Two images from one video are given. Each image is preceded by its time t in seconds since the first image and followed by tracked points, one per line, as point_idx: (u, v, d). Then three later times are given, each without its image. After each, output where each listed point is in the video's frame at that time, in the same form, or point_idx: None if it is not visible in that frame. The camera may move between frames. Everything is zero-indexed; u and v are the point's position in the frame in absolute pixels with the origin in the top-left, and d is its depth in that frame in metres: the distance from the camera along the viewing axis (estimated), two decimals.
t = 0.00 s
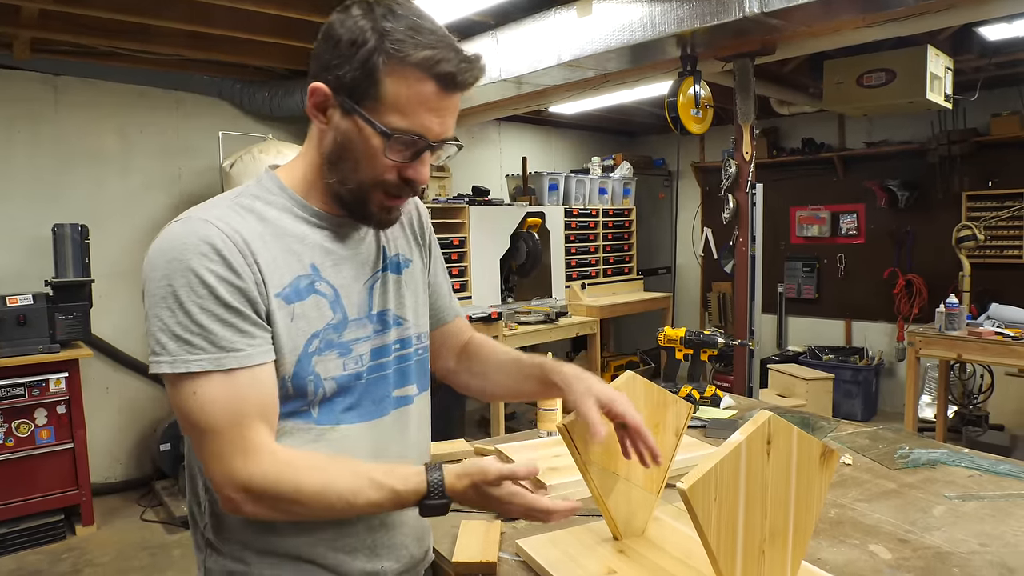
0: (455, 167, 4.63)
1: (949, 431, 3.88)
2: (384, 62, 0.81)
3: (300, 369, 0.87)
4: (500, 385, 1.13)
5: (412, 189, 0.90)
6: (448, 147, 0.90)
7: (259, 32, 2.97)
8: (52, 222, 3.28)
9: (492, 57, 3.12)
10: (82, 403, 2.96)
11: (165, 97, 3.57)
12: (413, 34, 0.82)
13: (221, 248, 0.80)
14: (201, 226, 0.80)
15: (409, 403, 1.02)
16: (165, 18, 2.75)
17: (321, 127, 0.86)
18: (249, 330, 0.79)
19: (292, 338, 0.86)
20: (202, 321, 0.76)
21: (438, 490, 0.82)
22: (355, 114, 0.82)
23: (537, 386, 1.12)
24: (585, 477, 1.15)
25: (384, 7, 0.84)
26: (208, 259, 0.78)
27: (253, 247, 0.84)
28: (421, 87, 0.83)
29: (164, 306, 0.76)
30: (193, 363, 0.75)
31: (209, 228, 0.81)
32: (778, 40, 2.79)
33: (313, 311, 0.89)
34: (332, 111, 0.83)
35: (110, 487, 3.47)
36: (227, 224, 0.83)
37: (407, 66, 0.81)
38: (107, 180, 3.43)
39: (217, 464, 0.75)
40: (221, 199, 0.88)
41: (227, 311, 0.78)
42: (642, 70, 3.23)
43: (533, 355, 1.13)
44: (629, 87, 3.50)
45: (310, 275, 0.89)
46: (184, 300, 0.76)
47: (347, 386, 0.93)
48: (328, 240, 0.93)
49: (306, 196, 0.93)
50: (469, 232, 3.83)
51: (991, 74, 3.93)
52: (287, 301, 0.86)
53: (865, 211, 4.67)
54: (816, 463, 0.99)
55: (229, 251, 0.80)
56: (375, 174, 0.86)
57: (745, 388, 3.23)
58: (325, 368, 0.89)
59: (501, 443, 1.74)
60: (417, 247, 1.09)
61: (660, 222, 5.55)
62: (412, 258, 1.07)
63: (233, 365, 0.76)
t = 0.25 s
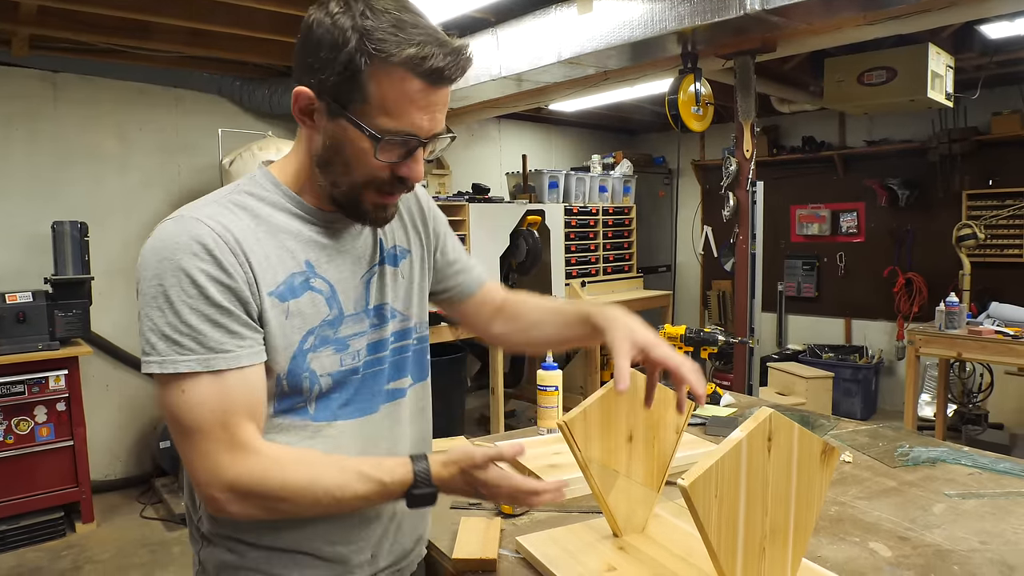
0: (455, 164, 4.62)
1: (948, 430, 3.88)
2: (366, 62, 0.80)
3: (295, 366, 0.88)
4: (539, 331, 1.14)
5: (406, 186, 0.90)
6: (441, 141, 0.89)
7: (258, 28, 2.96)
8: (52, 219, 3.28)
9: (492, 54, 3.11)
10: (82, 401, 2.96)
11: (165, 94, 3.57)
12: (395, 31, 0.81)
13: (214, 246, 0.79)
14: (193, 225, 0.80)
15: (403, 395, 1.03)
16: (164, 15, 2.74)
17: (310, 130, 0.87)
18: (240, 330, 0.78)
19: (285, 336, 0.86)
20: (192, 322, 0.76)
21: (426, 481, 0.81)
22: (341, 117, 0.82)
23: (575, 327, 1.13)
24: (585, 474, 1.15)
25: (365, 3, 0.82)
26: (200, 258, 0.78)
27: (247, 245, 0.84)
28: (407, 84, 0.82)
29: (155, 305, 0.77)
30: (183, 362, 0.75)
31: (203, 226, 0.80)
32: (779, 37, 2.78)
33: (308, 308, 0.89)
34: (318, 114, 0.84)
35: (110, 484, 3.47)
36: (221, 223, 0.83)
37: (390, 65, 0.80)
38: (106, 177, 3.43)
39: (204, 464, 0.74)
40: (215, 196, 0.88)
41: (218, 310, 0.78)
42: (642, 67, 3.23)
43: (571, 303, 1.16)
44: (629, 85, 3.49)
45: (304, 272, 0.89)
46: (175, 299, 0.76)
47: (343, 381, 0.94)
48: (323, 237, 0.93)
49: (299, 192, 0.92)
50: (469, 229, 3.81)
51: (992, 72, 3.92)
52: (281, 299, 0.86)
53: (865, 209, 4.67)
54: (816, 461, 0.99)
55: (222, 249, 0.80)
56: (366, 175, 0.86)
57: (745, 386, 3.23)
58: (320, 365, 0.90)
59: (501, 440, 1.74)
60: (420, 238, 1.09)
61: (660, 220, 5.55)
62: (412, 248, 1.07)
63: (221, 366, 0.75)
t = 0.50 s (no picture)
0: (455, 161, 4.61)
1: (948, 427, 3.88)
2: (368, 74, 0.79)
3: (280, 345, 0.88)
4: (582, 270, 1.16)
5: (411, 194, 0.90)
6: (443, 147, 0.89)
7: (257, 24, 2.95)
8: (51, 215, 3.27)
9: (493, 51, 3.11)
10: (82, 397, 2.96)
11: (165, 90, 3.56)
12: (396, 39, 0.80)
13: (210, 219, 0.80)
14: (194, 198, 0.81)
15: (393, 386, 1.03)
16: (163, 11, 2.73)
17: (310, 138, 0.87)
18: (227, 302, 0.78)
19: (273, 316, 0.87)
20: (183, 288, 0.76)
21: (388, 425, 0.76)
22: (342, 129, 0.82)
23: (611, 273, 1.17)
24: (586, 470, 1.15)
25: (363, 11, 0.81)
26: (196, 229, 0.79)
27: (244, 221, 0.85)
28: (409, 92, 0.80)
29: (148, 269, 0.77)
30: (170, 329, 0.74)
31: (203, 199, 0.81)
32: (780, 34, 2.77)
33: (300, 290, 0.90)
34: (320, 123, 0.83)
35: (110, 480, 3.47)
36: (221, 198, 0.84)
37: (390, 76, 0.79)
38: (106, 172, 3.42)
39: (171, 430, 0.71)
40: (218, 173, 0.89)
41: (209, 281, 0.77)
42: (642, 63, 3.22)
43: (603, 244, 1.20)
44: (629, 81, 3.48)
45: (297, 253, 0.90)
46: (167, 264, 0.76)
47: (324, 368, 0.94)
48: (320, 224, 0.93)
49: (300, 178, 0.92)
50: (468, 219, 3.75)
51: (993, 69, 3.92)
52: (271, 277, 0.86)
53: (865, 207, 4.66)
54: (818, 458, 0.99)
55: (219, 224, 0.81)
56: (370, 184, 0.86)
57: (745, 382, 3.23)
58: (304, 347, 0.91)
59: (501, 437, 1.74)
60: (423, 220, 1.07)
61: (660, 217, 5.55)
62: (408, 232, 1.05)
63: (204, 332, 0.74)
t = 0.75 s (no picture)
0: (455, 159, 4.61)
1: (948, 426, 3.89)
2: (366, 72, 0.78)
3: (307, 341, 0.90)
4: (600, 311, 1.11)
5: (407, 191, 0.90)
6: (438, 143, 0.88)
7: (257, 21, 2.94)
8: (51, 212, 3.27)
9: (493, 49, 3.10)
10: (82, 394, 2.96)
11: (164, 87, 3.55)
12: (396, 37, 0.80)
13: (234, 228, 0.81)
14: (206, 211, 0.81)
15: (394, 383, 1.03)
16: (163, 8, 2.72)
17: (307, 135, 0.86)
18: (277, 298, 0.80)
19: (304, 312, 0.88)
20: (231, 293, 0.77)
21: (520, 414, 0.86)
22: (340, 125, 0.81)
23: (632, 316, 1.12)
24: (585, 469, 1.15)
25: (362, 9, 0.80)
26: (223, 239, 0.79)
27: (260, 226, 0.85)
28: (407, 91, 0.80)
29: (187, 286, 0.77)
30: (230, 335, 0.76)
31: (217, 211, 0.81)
32: (781, 32, 2.76)
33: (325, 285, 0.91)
34: (318, 121, 0.83)
35: (109, 477, 3.47)
36: (232, 208, 0.83)
37: (389, 73, 0.79)
38: (106, 170, 3.42)
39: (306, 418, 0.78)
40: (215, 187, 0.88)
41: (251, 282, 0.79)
42: (642, 61, 3.22)
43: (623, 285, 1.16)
44: (629, 80, 3.48)
45: (316, 249, 0.91)
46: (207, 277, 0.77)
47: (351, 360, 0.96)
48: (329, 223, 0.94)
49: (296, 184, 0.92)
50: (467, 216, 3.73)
51: (993, 67, 3.92)
52: (302, 274, 0.87)
53: (865, 205, 4.66)
54: (818, 456, 0.98)
55: (241, 231, 0.81)
56: (366, 181, 0.86)
57: (745, 381, 3.23)
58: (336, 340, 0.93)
59: (501, 435, 1.74)
60: (418, 223, 1.07)
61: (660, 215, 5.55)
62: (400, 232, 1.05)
63: (275, 329, 0.76)
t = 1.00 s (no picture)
0: (455, 157, 4.60)
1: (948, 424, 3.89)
2: (343, 30, 0.82)
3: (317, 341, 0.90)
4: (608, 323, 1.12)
5: (384, 170, 0.88)
6: (417, 122, 0.86)
7: (258, 19, 2.93)
8: (51, 210, 3.26)
9: (493, 47, 3.10)
10: (81, 392, 2.95)
11: (164, 84, 3.54)
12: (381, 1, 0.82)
13: (247, 218, 0.81)
14: (222, 199, 0.81)
15: (405, 383, 1.05)
16: (163, 6, 2.71)
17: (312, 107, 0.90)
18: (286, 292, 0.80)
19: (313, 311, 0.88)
20: (238, 281, 0.77)
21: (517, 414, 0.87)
22: (321, 86, 0.85)
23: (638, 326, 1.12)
24: (586, 466, 1.14)
25: None
26: (236, 227, 0.79)
27: (274, 218, 0.85)
28: (370, 51, 0.81)
29: (193, 271, 0.77)
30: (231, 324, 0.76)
31: (233, 199, 0.82)
32: (781, 30, 2.76)
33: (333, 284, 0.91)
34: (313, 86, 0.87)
35: (109, 475, 3.47)
36: (247, 198, 0.84)
37: (360, 32, 0.80)
38: (105, 167, 3.41)
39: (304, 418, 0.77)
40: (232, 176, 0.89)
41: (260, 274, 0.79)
42: (643, 59, 3.21)
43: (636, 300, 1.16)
44: (630, 78, 3.47)
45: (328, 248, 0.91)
46: (215, 264, 0.77)
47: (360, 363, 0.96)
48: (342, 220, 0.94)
49: (309, 177, 0.92)
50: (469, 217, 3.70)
51: (994, 66, 3.91)
52: (312, 270, 0.87)
53: (866, 204, 4.65)
54: (820, 454, 0.98)
55: (254, 221, 0.82)
56: (337, 147, 0.86)
57: (745, 379, 3.23)
58: (338, 344, 0.92)
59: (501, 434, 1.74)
60: (437, 229, 1.08)
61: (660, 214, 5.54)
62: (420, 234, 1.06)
63: (279, 322, 0.76)
